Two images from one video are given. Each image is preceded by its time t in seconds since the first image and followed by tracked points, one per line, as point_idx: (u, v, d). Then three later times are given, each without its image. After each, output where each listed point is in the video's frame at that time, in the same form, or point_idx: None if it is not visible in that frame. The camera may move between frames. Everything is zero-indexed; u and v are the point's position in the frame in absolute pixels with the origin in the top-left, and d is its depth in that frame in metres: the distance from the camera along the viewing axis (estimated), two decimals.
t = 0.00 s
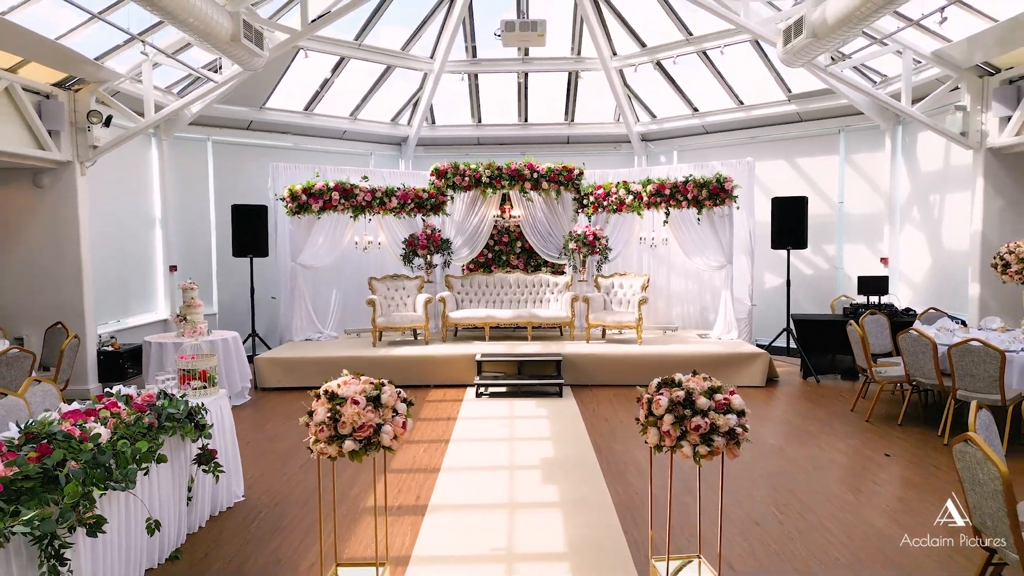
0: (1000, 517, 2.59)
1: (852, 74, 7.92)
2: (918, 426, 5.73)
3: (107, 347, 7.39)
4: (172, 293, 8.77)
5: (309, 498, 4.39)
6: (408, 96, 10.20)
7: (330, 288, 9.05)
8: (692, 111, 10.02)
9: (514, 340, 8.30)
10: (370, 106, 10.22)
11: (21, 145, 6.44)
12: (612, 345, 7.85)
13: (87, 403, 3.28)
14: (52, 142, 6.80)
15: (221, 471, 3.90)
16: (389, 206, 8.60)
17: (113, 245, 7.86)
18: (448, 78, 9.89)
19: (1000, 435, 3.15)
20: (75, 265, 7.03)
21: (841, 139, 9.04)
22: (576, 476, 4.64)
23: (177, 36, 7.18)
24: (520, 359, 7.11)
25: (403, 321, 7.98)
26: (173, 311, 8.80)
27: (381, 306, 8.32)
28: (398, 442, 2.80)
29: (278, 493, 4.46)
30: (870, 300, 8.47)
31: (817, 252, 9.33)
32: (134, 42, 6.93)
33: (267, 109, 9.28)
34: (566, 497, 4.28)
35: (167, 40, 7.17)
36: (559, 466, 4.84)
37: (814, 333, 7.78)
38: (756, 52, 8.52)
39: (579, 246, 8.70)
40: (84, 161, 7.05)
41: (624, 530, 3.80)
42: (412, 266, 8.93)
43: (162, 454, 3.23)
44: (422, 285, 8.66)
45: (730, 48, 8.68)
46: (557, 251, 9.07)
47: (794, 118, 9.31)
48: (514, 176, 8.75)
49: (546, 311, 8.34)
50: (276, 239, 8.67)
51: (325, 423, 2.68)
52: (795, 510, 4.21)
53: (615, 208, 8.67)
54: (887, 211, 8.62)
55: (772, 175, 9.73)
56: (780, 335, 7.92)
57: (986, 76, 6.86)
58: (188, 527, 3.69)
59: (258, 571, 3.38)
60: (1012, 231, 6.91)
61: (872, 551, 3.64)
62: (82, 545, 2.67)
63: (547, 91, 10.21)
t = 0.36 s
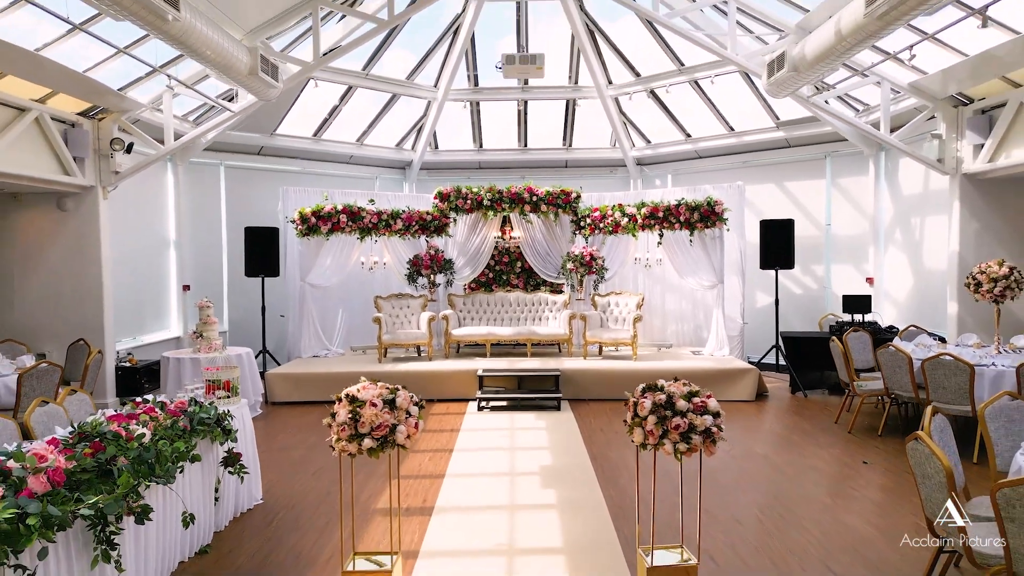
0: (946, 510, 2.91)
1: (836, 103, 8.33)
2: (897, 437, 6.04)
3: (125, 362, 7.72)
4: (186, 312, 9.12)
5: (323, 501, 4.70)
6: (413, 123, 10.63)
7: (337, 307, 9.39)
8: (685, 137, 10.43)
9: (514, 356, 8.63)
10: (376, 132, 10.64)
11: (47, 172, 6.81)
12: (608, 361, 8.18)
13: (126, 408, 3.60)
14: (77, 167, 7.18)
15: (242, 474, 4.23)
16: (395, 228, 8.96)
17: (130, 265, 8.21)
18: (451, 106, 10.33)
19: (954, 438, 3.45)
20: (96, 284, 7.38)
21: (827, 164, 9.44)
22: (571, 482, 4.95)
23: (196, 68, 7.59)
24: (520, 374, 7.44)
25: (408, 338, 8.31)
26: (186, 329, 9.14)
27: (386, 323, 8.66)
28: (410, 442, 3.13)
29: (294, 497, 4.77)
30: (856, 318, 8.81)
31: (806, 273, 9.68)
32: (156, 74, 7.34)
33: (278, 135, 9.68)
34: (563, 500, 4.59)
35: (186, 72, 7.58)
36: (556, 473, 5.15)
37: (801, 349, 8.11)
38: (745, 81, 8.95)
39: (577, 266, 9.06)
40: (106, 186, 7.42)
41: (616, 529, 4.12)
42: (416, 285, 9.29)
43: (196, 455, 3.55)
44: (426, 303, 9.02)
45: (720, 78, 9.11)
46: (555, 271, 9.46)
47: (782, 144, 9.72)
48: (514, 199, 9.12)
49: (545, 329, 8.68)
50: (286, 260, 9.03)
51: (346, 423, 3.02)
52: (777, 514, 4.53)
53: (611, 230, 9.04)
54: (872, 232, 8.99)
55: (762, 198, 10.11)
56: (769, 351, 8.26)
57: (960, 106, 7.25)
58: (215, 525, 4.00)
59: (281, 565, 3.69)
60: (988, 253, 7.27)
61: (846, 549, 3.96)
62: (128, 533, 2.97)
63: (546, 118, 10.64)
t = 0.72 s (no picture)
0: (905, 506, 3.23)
1: (820, 133, 8.76)
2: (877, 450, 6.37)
3: (141, 379, 8.06)
4: (198, 331, 9.47)
5: (334, 508, 5.02)
6: (416, 149, 11.07)
7: (343, 326, 9.75)
8: (679, 163, 10.85)
9: (514, 374, 8.96)
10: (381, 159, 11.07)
11: (73, 198, 7.20)
12: (605, 378, 8.51)
13: (160, 416, 3.94)
14: (100, 194, 7.57)
15: (264, 480, 4.57)
16: (399, 250, 9.35)
17: (147, 286, 8.58)
18: (453, 134, 10.78)
19: (915, 444, 3.76)
20: (116, 305, 7.74)
21: (814, 189, 9.85)
22: (568, 490, 5.27)
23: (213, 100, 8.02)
24: (520, 391, 7.77)
25: (412, 356, 8.66)
26: (198, 348, 9.48)
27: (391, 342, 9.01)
28: (419, 446, 3.47)
29: (308, 504, 5.09)
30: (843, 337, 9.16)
31: (796, 293, 10.04)
32: (175, 106, 7.76)
33: (287, 162, 10.10)
34: (560, 506, 4.91)
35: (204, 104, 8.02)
36: (554, 483, 5.47)
37: (789, 366, 8.46)
38: (734, 111, 9.39)
39: (574, 286, 9.44)
40: (126, 211, 7.80)
41: (610, 533, 4.43)
42: (420, 304, 9.66)
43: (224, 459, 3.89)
44: (428, 322, 9.38)
45: (710, 108, 9.56)
46: (552, 291, 9.75)
47: (771, 170, 10.14)
48: (513, 222, 9.51)
49: (544, 347, 9.03)
50: (295, 281, 9.41)
51: (363, 428, 3.36)
52: (761, 521, 4.84)
53: (607, 252, 9.44)
54: (858, 255, 9.37)
55: (752, 222, 10.52)
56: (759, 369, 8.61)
57: (937, 135, 7.65)
58: (239, 526, 4.32)
59: (300, 563, 4.01)
60: (965, 274, 7.64)
61: (821, 551, 4.28)
62: (167, 526, 3.30)
63: (544, 145, 11.09)
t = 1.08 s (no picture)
0: (871, 507, 3.53)
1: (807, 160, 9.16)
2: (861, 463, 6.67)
3: (156, 396, 8.38)
4: (209, 350, 9.80)
5: (345, 516, 5.32)
6: (420, 175, 11.48)
7: (349, 346, 10.08)
8: (673, 188, 11.26)
9: (515, 392, 9.27)
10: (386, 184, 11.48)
11: (95, 223, 7.58)
12: (603, 396, 8.83)
13: (188, 427, 4.26)
14: (120, 220, 7.94)
15: (281, 488, 4.88)
16: (404, 272, 9.72)
17: (162, 307, 8.92)
18: (456, 160, 11.20)
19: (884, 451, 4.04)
20: (133, 325, 8.08)
21: (803, 214, 10.23)
22: (566, 501, 5.58)
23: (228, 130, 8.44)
24: (520, 407, 8.08)
25: (416, 374, 8.98)
26: (208, 366, 9.81)
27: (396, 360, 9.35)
28: (428, 453, 3.80)
29: (320, 513, 5.39)
30: (831, 356, 9.48)
31: (787, 314, 10.38)
32: (192, 135, 8.15)
33: (296, 188, 10.51)
34: (557, 515, 5.22)
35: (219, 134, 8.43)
36: (552, 494, 5.77)
37: (779, 384, 8.79)
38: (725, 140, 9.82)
39: (573, 307, 9.79)
40: (144, 236, 8.17)
41: (604, 538, 4.74)
42: (424, 324, 10.00)
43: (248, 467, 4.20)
44: (431, 341, 9.72)
45: (702, 136, 9.99)
46: (551, 311, 10.11)
47: (762, 195, 10.54)
48: (514, 245, 9.88)
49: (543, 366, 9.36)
50: (303, 303, 9.78)
51: (377, 436, 3.69)
52: (747, 530, 5.14)
53: (604, 274, 9.81)
54: (845, 277, 9.73)
55: (745, 246, 10.89)
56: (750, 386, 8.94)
57: (916, 163, 8.04)
58: (257, 531, 4.63)
59: (316, 564, 4.32)
60: (946, 296, 7.99)
61: (801, 555, 4.59)
62: (198, 526, 3.60)
63: (543, 172, 11.51)
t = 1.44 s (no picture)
0: (846, 512, 3.81)
1: (797, 186, 9.53)
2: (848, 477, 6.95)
3: (169, 413, 8.67)
4: (218, 369, 10.09)
5: (355, 526, 5.60)
6: (423, 199, 11.86)
7: (354, 365, 10.38)
8: (669, 212, 11.63)
9: (516, 409, 9.56)
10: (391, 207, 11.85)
11: (114, 246, 7.92)
12: (601, 413, 9.12)
13: (211, 438, 4.56)
14: (137, 242, 8.30)
15: (296, 498, 5.16)
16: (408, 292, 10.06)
17: (175, 327, 9.24)
18: (458, 185, 11.58)
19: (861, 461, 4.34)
20: (148, 344, 8.39)
21: (794, 237, 10.58)
22: (565, 512, 5.85)
23: (240, 157, 8.81)
24: (521, 424, 8.36)
25: (420, 392, 9.27)
26: (218, 385, 10.10)
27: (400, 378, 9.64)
28: (435, 462, 4.10)
29: (331, 522, 5.67)
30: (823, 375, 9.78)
31: (780, 334, 10.68)
32: (207, 162, 8.52)
33: (304, 211, 10.87)
34: (557, 525, 5.49)
35: (232, 161, 8.81)
36: (552, 506, 6.04)
37: (771, 402, 9.08)
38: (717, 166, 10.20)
39: (572, 326, 10.10)
40: (161, 258, 8.51)
41: (601, 546, 5.01)
42: (427, 343, 10.26)
43: (267, 474, 4.50)
44: (434, 360, 10.02)
45: (695, 162, 10.38)
46: (551, 330, 10.43)
47: (754, 219, 10.90)
48: (515, 266, 10.22)
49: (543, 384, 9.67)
50: (310, 323, 10.11)
51: (389, 447, 4.00)
52: (736, 540, 5.42)
53: (601, 294, 10.15)
54: (835, 297, 10.06)
55: (738, 267, 11.24)
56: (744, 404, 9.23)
57: (900, 189, 8.40)
58: (273, 538, 4.90)
59: (329, 569, 4.59)
60: (930, 316, 8.31)
61: (786, 562, 4.86)
62: (223, 529, 3.89)
63: (543, 195, 11.89)
